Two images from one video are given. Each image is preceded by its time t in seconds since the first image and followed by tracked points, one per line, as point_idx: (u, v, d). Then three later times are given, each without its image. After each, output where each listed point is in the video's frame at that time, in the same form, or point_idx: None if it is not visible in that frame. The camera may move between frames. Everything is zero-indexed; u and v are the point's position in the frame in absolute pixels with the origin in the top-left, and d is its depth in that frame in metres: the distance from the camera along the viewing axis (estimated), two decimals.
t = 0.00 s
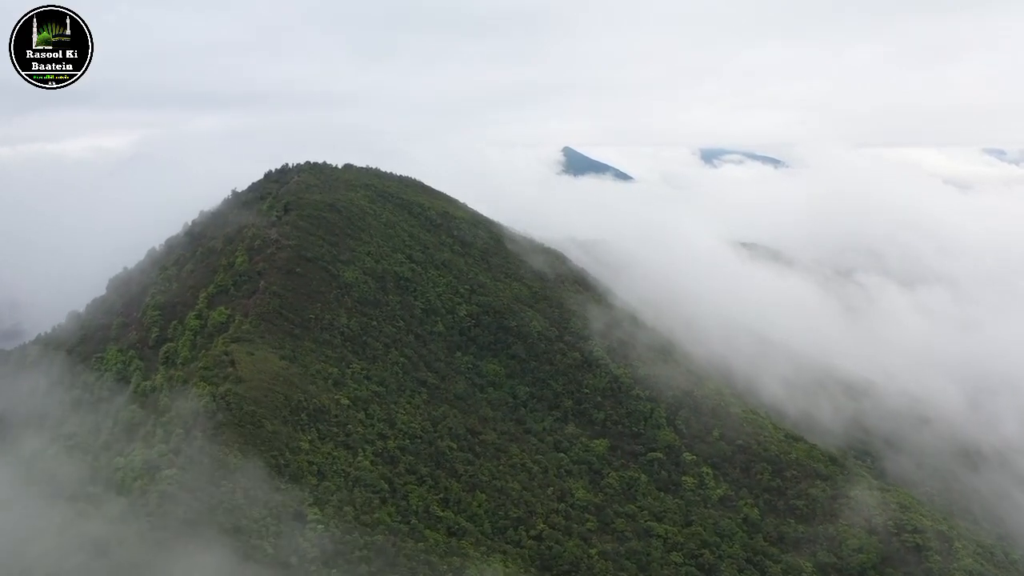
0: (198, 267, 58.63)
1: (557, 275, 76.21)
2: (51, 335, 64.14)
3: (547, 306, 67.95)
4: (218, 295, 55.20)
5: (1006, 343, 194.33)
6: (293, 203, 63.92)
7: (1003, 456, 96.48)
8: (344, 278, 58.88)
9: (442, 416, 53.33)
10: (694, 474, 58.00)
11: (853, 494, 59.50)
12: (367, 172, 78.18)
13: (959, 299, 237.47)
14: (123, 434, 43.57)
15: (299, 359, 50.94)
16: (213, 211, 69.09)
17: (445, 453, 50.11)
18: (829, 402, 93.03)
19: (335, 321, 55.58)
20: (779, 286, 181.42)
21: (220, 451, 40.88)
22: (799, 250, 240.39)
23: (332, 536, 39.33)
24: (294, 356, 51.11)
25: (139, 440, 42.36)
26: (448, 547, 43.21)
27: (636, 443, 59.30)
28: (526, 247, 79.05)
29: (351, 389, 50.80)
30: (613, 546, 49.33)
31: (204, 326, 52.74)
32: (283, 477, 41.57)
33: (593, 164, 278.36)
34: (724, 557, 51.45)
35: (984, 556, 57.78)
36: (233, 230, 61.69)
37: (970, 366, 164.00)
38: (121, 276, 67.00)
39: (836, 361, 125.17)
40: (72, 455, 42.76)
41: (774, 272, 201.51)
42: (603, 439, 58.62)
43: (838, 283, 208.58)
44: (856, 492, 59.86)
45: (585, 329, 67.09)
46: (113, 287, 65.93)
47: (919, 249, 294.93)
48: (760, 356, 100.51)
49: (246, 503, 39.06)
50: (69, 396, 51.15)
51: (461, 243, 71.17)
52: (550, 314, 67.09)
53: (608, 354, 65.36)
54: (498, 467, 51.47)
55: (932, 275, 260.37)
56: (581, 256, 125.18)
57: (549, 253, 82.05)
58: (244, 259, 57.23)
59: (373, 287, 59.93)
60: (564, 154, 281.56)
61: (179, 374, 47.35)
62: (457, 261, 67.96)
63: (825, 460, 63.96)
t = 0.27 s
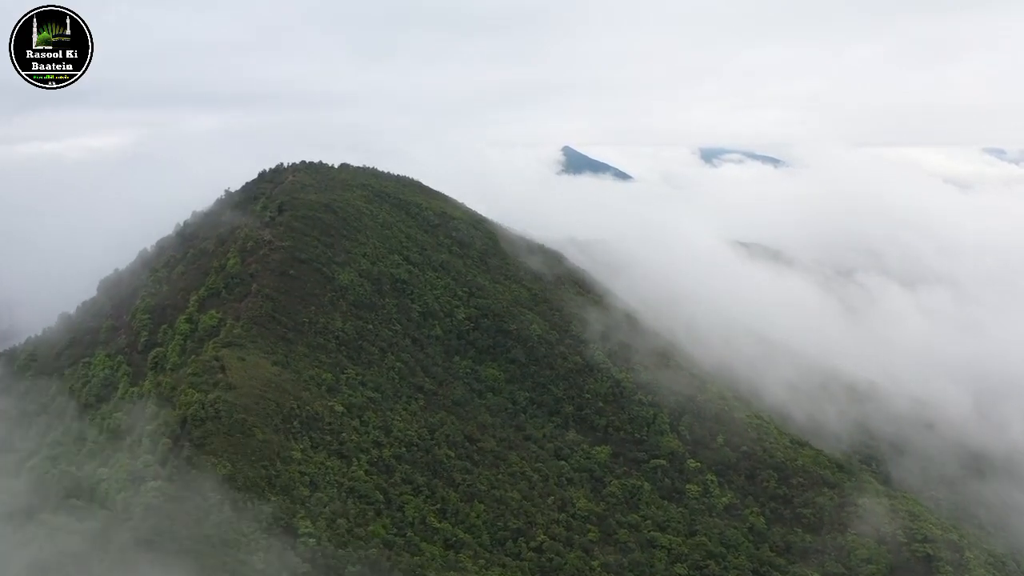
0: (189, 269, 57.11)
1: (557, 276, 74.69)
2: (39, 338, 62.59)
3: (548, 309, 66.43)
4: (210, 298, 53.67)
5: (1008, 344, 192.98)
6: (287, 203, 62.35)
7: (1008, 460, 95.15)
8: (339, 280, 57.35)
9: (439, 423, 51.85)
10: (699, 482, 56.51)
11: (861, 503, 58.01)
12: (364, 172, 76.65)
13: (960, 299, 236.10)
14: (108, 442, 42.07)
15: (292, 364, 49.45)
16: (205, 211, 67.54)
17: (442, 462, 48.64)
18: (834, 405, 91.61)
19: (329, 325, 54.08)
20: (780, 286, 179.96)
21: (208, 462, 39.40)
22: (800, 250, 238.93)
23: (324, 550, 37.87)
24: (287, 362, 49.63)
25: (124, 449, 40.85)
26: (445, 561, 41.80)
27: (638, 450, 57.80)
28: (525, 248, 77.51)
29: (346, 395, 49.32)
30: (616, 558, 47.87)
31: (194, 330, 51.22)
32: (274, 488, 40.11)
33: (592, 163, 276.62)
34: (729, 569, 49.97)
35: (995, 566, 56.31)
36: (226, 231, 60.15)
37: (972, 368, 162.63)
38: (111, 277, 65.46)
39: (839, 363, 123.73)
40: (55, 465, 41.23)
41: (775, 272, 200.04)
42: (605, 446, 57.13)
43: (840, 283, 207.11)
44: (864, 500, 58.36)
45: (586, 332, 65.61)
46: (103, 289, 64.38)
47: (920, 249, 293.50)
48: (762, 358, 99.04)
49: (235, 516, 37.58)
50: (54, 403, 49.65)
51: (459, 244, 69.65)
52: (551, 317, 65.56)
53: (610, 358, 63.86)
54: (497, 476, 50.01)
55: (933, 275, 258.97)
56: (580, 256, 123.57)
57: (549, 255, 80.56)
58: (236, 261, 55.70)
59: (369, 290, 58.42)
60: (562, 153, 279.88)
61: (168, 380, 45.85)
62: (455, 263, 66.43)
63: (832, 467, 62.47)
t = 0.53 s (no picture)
0: (180, 272, 55.57)
1: (558, 278, 73.18)
2: (27, 342, 61.02)
3: (548, 312, 64.88)
4: (200, 301, 52.15)
5: (1011, 345, 191.57)
6: (281, 204, 60.82)
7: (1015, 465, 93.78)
8: (334, 283, 55.82)
9: (436, 430, 50.33)
10: (703, 490, 55.01)
11: (870, 511, 56.56)
12: (360, 171, 75.12)
13: (962, 300, 234.64)
14: (93, 453, 40.56)
15: (284, 370, 47.92)
16: (198, 212, 65.98)
17: (439, 471, 47.15)
18: (838, 409, 90.12)
19: (323, 329, 52.54)
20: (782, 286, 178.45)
21: (196, 474, 37.90)
22: (801, 250, 237.45)
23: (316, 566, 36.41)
24: (280, 367, 48.10)
25: (109, 460, 39.34)
26: None
27: (641, 457, 56.28)
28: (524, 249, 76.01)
29: (340, 402, 47.79)
30: (619, 570, 46.40)
31: (184, 335, 49.69)
32: (264, 501, 38.65)
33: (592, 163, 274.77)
34: None
35: None
36: (218, 233, 58.61)
37: (975, 370, 161.25)
38: (100, 280, 63.90)
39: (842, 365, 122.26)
40: (37, 476, 39.71)
41: (776, 272, 198.55)
42: (607, 453, 55.63)
43: (841, 283, 205.62)
44: (873, 509, 56.88)
45: (587, 336, 64.11)
46: (92, 292, 62.81)
47: (921, 249, 292.06)
48: (766, 360, 97.53)
49: (223, 531, 36.11)
50: (40, 411, 48.12)
51: (457, 245, 68.13)
52: (551, 320, 64.01)
53: (612, 362, 62.34)
54: (496, 485, 48.52)
55: (935, 276, 257.49)
56: (580, 256, 122.03)
57: (549, 256, 79.05)
58: (227, 263, 54.17)
59: (364, 293, 56.88)
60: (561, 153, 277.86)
61: (155, 387, 44.32)
62: (453, 265, 64.91)
63: (839, 474, 60.98)
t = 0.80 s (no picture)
0: (169, 274, 53.98)
1: (558, 280, 71.62)
2: (13, 345, 59.38)
3: (548, 314, 63.29)
4: (189, 304, 50.55)
5: (1014, 345, 190.12)
6: (274, 204, 59.20)
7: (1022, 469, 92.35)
8: (328, 286, 54.23)
9: (433, 438, 48.77)
10: (708, 499, 53.46)
11: (879, 520, 55.05)
12: (356, 171, 73.52)
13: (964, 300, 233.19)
14: (75, 464, 38.99)
15: (276, 376, 46.34)
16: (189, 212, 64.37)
17: (436, 481, 45.62)
18: (843, 412, 88.65)
19: (317, 333, 50.96)
20: (783, 286, 176.98)
21: (181, 487, 36.38)
22: (802, 250, 235.95)
23: None
24: (271, 373, 46.52)
25: (91, 472, 37.78)
26: None
27: (645, 465, 54.74)
28: (524, 250, 74.40)
29: (334, 410, 46.23)
30: None
31: (172, 340, 48.09)
32: (253, 515, 37.18)
33: (592, 163, 272.54)
34: None
35: None
36: (209, 234, 57.02)
37: (979, 371, 159.81)
38: (89, 282, 62.29)
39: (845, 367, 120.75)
40: (16, 488, 38.13)
41: (777, 271, 197.03)
42: (609, 460, 54.08)
43: (843, 283, 204.11)
44: (882, 518, 55.36)
45: (589, 339, 62.53)
46: (80, 294, 61.18)
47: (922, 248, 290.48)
48: (769, 362, 96.03)
49: (209, 547, 34.62)
50: (23, 418, 46.54)
51: (455, 246, 66.53)
52: (551, 323, 62.41)
53: (614, 366, 60.75)
54: (494, 495, 46.99)
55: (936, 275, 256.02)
56: (580, 256, 120.40)
57: (549, 257, 77.50)
58: (218, 265, 52.58)
59: (359, 296, 55.28)
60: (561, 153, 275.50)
61: (142, 395, 42.75)
62: (451, 266, 63.31)
63: (847, 481, 59.44)
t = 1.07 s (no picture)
0: (159, 277, 52.48)
1: (558, 282, 70.21)
2: None
3: (549, 317, 61.83)
4: (179, 308, 49.04)
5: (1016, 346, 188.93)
6: (266, 204, 57.68)
7: None
8: (322, 289, 52.72)
9: (430, 445, 47.31)
10: (714, 508, 52.00)
11: (889, 529, 53.59)
12: (351, 170, 72.00)
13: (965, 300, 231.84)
14: (57, 476, 37.53)
15: (267, 383, 44.85)
16: (181, 212, 62.86)
17: (432, 491, 44.17)
18: (847, 415, 87.27)
19: (310, 337, 49.49)
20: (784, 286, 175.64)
21: (167, 501, 34.92)
22: (802, 249, 234.62)
23: None
24: (262, 379, 45.04)
25: (73, 484, 36.31)
26: None
27: (648, 472, 53.28)
28: (523, 251, 72.92)
29: (327, 417, 44.71)
30: None
31: (160, 345, 46.58)
32: (241, 529, 35.76)
33: (592, 163, 270.72)
34: None
35: None
36: (200, 235, 55.52)
37: (982, 372, 158.55)
38: (78, 284, 60.78)
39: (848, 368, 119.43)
40: None
41: (778, 271, 195.68)
42: (612, 468, 52.63)
43: (845, 283, 202.68)
44: (892, 526, 53.94)
45: (590, 342, 61.04)
46: (68, 297, 59.66)
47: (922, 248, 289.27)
48: (772, 364, 94.61)
49: (195, 564, 33.18)
50: (6, 426, 45.04)
51: (453, 248, 65.07)
52: (552, 326, 60.93)
53: (616, 371, 59.25)
54: (493, 505, 45.54)
55: (938, 276, 254.67)
56: (579, 257, 118.85)
57: (549, 258, 76.12)
58: (209, 268, 51.09)
59: (354, 299, 53.76)
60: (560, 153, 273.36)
61: (128, 402, 41.28)
62: (448, 268, 61.80)
63: (854, 489, 58.01)
